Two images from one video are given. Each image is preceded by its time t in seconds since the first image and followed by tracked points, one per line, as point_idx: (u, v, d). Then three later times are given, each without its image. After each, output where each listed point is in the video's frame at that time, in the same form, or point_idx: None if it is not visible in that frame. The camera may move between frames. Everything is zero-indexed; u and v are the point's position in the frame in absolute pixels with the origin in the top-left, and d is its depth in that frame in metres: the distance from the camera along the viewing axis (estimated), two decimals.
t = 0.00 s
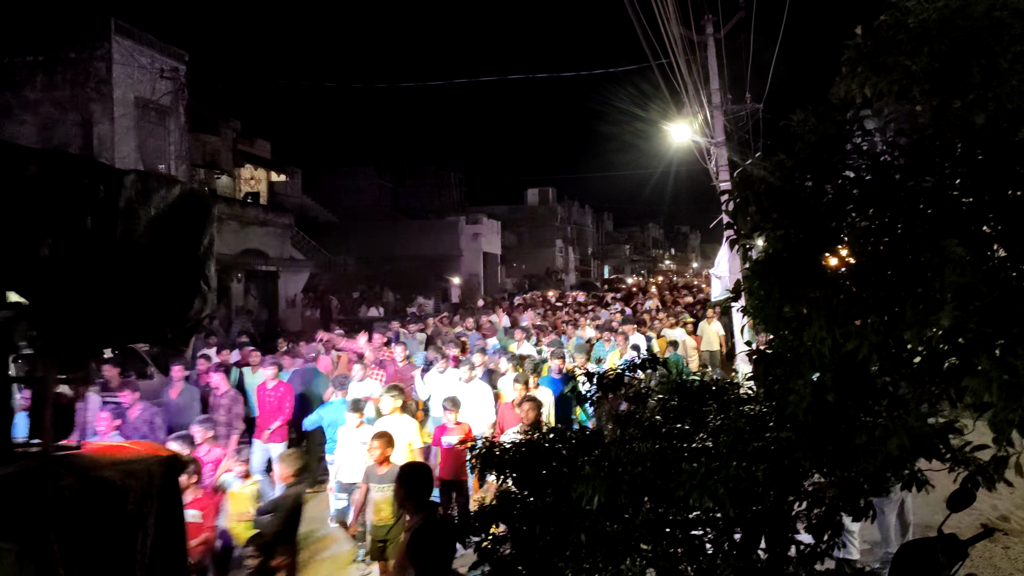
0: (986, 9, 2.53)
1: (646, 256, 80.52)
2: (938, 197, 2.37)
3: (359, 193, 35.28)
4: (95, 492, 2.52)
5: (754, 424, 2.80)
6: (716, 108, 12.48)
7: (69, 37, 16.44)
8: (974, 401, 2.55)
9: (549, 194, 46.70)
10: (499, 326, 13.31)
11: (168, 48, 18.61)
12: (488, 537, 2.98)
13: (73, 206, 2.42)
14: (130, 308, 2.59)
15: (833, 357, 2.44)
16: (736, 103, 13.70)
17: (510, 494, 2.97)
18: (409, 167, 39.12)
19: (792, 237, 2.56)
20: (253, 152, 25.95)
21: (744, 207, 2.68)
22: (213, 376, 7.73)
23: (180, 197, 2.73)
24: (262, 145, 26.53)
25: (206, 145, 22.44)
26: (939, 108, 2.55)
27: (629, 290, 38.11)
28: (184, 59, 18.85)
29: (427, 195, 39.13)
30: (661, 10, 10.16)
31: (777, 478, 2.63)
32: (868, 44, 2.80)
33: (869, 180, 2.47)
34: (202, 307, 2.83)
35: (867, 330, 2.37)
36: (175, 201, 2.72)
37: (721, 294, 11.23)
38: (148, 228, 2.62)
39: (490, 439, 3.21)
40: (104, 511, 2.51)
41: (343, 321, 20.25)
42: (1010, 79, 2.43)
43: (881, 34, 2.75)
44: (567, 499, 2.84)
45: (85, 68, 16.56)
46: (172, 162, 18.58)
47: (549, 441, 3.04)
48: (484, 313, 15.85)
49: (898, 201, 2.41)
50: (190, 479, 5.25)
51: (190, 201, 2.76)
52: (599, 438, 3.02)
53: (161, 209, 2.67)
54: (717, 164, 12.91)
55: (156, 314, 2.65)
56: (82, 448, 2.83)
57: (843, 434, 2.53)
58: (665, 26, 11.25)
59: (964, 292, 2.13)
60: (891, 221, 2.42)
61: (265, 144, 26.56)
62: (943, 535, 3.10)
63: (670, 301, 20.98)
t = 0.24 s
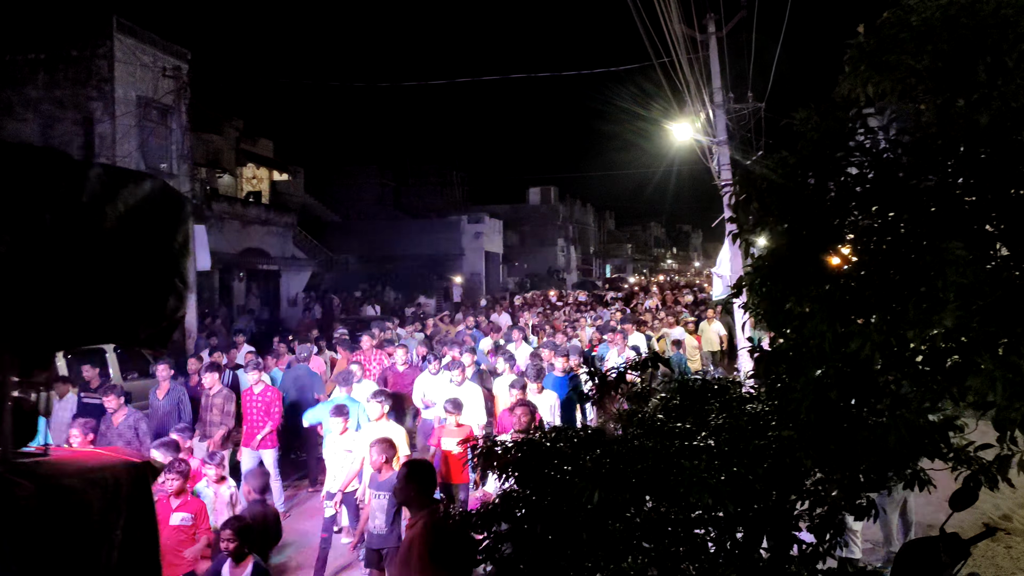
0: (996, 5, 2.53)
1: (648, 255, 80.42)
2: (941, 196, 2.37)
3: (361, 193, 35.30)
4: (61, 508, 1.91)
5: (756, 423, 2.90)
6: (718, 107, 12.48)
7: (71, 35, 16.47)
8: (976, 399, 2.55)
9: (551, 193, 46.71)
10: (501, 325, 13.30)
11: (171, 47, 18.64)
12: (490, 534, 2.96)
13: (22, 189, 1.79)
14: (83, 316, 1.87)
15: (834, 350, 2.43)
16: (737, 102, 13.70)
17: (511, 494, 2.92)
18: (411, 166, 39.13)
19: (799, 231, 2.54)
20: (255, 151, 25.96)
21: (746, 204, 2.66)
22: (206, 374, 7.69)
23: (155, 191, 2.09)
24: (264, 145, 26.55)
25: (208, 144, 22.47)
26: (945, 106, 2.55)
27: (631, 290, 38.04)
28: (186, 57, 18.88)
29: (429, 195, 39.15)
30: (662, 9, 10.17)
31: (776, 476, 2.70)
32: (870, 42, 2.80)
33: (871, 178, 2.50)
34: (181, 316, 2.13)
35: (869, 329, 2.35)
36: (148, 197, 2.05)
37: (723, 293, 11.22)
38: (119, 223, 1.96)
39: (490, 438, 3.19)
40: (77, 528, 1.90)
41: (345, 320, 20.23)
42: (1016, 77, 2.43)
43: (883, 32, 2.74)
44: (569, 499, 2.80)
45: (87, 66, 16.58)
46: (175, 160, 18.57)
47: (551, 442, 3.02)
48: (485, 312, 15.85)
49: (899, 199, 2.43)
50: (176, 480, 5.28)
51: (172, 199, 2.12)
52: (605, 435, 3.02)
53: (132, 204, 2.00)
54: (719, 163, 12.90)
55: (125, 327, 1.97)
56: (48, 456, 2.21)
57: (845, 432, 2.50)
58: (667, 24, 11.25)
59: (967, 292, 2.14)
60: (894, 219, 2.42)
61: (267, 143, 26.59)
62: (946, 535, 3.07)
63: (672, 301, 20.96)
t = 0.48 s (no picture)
0: (1002, 3, 2.42)
1: (652, 253, 80.30)
2: (949, 193, 2.37)
3: (365, 190, 35.33)
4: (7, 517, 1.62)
5: (761, 421, 2.96)
6: (723, 104, 12.43)
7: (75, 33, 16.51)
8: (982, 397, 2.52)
9: (555, 190, 46.67)
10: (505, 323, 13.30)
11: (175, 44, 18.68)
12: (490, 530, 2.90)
13: None
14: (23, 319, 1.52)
15: (838, 347, 2.38)
16: (742, 99, 13.66)
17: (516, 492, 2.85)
18: (416, 164, 39.14)
19: (804, 225, 2.59)
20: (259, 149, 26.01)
21: (753, 198, 2.73)
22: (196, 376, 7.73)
23: (116, 178, 1.78)
24: (268, 142, 26.60)
25: (213, 141, 22.51)
26: (950, 102, 2.49)
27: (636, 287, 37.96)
28: (190, 55, 18.91)
29: (433, 192, 39.16)
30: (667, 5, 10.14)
31: (781, 474, 2.72)
32: (876, 38, 2.75)
33: (878, 173, 2.55)
34: (137, 311, 1.77)
35: (878, 327, 2.29)
36: (110, 184, 1.75)
37: (728, 290, 11.18)
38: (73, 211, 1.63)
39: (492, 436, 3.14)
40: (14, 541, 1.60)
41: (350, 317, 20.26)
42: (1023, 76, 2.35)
43: (889, 28, 2.70)
44: (572, 496, 2.79)
45: (92, 64, 16.63)
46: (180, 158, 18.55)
47: (555, 439, 2.99)
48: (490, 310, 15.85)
49: (906, 197, 2.46)
50: (172, 485, 4.95)
51: (134, 186, 1.82)
52: (606, 433, 2.99)
53: (88, 191, 1.68)
54: (725, 160, 12.85)
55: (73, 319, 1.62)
56: None
57: (851, 429, 2.49)
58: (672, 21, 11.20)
59: (977, 289, 2.11)
60: (900, 216, 2.46)
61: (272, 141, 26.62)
62: (952, 533, 3.06)
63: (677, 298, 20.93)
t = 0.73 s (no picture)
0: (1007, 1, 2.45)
1: (658, 249, 80.12)
2: (957, 189, 2.33)
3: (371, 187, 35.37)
4: None
5: (768, 418, 2.94)
6: (730, 99, 12.39)
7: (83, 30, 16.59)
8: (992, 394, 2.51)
9: (561, 186, 46.62)
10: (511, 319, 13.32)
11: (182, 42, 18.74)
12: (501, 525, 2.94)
13: None
14: None
15: (847, 342, 2.43)
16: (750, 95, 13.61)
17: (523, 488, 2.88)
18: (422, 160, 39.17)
19: (811, 223, 2.58)
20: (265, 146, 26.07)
21: (760, 195, 2.70)
22: (190, 374, 7.42)
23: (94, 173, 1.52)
24: (275, 139, 26.66)
25: (219, 138, 22.58)
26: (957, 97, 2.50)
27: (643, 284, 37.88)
28: (197, 52, 18.97)
29: (440, 188, 39.19)
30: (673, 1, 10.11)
31: (789, 471, 2.70)
32: (886, 33, 2.75)
33: (887, 171, 2.51)
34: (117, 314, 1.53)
35: (886, 324, 2.31)
36: (90, 179, 1.50)
37: (734, 287, 11.16)
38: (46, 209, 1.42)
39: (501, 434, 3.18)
40: None
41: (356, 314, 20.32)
42: None
43: (898, 24, 2.70)
44: (580, 492, 2.81)
45: (99, 62, 16.70)
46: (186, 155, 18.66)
47: (562, 436, 3.02)
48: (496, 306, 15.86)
49: (914, 192, 2.42)
50: (159, 487, 4.80)
51: (117, 178, 1.55)
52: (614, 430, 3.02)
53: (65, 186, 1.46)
54: (731, 156, 12.82)
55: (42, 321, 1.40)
56: None
57: (860, 426, 2.47)
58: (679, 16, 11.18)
59: (986, 284, 2.12)
60: (908, 212, 2.43)
61: (278, 137, 26.68)
62: (961, 531, 3.05)
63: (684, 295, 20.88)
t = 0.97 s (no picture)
0: None
1: (664, 245, 79.97)
2: (962, 183, 2.33)
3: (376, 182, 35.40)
4: None
5: (773, 412, 2.98)
6: (736, 94, 12.35)
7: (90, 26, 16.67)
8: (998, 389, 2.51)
9: (567, 182, 46.56)
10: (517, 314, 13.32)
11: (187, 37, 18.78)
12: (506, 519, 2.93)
13: None
14: None
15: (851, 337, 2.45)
16: (757, 90, 13.56)
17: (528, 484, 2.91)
18: (427, 155, 39.18)
19: (817, 220, 2.57)
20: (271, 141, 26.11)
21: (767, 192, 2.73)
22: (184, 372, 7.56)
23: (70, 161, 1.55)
24: (281, 134, 26.70)
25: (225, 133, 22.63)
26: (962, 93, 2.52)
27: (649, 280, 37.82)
28: (203, 48, 19.01)
29: (445, 184, 39.21)
30: None
31: (794, 465, 2.75)
32: (893, 27, 2.75)
33: (892, 166, 2.50)
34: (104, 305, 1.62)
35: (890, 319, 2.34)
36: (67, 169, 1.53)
37: (740, 282, 11.14)
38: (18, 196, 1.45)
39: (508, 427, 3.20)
40: None
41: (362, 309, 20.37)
42: None
43: (905, 17, 2.70)
44: (586, 486, 2.81)
45: (105, 57, 16.76)
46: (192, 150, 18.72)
47: (568, 430, 3.01)
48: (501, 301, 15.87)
49: (921, 188, 2.41)
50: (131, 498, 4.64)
51: (94, 167, 1.57)
52: (620, 424, 3.01)
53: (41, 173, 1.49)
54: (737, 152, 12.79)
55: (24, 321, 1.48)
56: None
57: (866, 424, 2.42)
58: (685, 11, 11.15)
59: (993, 279, 2.06)
60: (913, 208, 2.43)
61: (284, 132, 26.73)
62: (966, 525, 3.05)
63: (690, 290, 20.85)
